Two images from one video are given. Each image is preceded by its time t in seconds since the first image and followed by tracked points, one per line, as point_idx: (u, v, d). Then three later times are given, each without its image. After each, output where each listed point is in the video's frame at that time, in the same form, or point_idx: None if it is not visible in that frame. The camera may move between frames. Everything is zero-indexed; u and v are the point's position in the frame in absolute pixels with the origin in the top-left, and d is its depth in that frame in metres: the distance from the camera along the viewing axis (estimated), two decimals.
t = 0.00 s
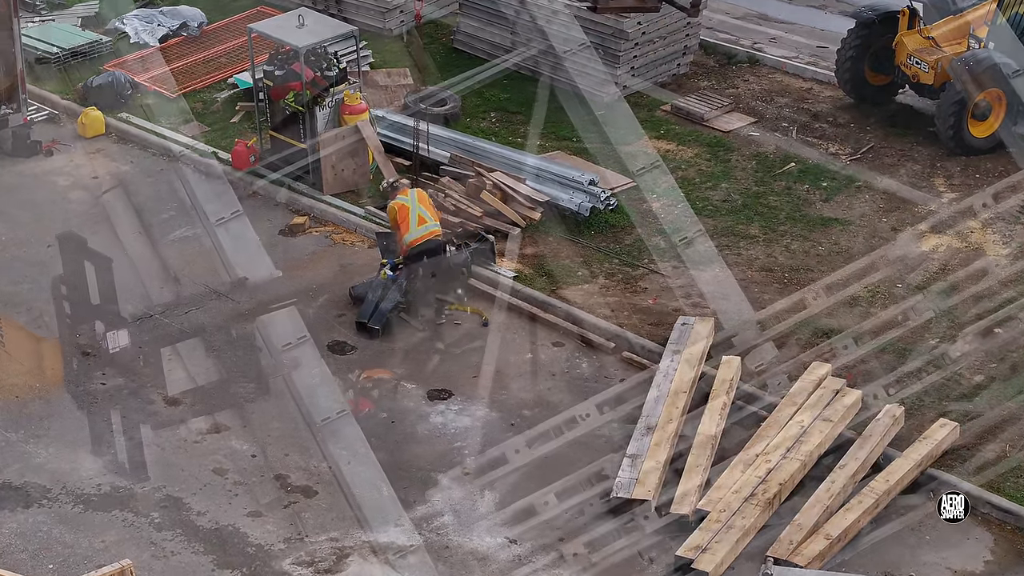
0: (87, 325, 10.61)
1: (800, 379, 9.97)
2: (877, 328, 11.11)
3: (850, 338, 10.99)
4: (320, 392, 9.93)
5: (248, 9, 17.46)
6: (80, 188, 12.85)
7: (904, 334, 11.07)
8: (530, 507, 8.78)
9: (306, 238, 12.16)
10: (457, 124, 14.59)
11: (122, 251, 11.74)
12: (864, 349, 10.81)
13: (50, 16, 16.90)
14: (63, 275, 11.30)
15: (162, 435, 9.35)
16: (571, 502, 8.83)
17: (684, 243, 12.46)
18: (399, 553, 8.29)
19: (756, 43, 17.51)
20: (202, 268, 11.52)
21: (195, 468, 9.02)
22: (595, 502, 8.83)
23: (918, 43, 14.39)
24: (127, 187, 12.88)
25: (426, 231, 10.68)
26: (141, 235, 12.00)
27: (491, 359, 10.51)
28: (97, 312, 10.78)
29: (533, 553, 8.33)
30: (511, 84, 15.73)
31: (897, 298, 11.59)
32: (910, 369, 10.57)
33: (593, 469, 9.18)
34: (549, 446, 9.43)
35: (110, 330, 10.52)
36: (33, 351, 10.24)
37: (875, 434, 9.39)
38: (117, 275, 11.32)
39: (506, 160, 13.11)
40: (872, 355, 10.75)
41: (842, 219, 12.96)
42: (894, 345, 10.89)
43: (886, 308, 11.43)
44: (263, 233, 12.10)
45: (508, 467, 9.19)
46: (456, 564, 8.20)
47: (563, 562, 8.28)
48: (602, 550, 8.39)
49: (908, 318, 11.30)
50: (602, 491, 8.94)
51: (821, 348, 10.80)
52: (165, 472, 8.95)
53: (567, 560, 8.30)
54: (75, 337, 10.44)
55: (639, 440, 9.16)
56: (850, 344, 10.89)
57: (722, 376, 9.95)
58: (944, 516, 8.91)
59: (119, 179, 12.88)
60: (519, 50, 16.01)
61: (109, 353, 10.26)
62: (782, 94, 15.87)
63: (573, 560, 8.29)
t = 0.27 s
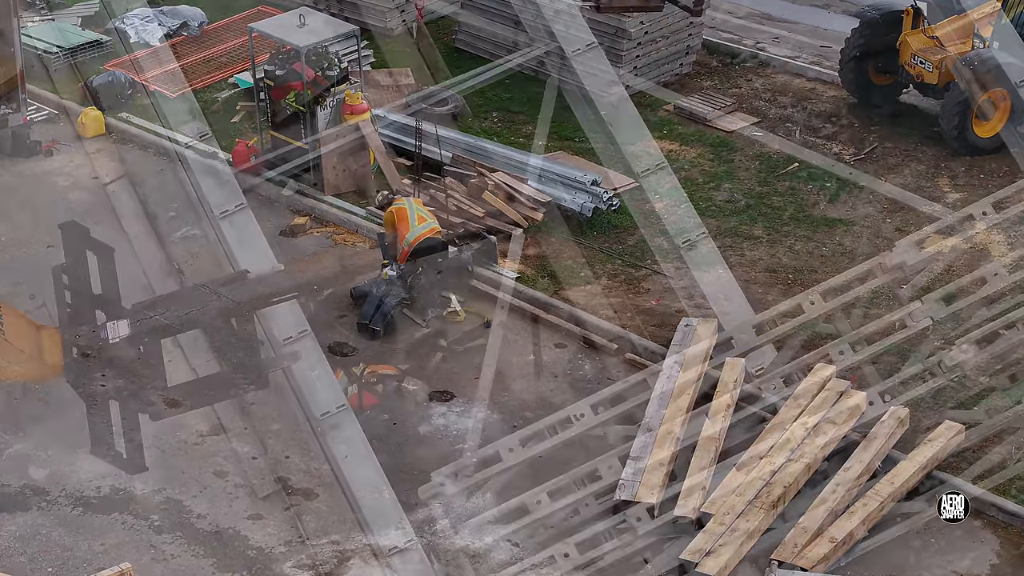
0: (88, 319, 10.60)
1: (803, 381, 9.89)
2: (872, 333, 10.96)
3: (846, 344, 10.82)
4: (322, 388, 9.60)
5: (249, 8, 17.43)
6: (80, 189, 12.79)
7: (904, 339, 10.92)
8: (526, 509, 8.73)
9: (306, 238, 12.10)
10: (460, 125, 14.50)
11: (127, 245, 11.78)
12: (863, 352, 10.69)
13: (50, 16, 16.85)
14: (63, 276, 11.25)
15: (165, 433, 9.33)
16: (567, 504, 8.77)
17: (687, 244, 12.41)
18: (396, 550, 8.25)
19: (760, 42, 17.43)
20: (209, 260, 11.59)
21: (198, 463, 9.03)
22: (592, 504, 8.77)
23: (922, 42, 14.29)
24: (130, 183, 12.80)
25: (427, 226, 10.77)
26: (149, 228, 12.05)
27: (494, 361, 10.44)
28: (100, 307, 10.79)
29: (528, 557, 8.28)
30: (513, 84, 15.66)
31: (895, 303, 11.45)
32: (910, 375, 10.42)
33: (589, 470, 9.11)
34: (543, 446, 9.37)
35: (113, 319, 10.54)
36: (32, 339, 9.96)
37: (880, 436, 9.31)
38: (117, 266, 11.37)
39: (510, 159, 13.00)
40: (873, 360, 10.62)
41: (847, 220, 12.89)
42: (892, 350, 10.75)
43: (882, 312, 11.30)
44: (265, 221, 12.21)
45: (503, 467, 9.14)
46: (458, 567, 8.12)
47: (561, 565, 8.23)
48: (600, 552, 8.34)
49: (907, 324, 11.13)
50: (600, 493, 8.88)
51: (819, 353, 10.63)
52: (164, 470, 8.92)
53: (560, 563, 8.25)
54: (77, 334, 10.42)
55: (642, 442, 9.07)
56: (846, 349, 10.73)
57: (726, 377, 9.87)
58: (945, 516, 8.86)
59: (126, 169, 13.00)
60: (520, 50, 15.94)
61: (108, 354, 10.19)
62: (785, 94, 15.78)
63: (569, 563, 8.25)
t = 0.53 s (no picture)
0: (70, 316, 8.24)
1: (808, 382, 9.71)
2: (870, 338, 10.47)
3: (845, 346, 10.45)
4: (320, 375, 8.33)
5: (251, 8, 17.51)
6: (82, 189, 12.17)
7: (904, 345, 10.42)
8: (518, 510, 8.60)
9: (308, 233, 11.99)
10: (467, 117, 14.57)
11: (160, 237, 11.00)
12: (867, 356, 10.29)
13: (51, 16, 16.83)
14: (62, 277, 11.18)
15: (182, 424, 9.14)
16: (561, 504, 8.52)
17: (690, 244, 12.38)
18: (392, 545, 7.87)
19: (763, 43, 17.34)
20: (197, 248, 10.15)
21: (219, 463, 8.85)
22: (588, 504, 8.60)
23: (927, 42, 14.31)
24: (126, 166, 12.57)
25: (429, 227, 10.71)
26: (184, 210, 11.01)
27: (495, 362, 10.41)
28: (82, 302, 8.33)
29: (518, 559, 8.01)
30: (515, 84, 15.59)
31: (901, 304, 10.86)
32: (913, 381, 10.03)
33: (583, 471, 8.87)
34: (538, 444, 9.02)
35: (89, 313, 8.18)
36: (31, 324, 8.00)
37: (885, 442, 9.20)
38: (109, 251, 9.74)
39: (515, 160, 13.00)
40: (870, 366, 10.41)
41: (851, 221, 12.80)
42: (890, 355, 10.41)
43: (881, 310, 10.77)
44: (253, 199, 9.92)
45: (496, 464, 8.78)
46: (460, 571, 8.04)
47: (553, 564, 7.97)
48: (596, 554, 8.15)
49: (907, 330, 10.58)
50: (595, 494, 8.69)
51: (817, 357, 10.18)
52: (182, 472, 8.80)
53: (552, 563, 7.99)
54: (72, 322, 8.22)
55: (645, 443, 8.98)
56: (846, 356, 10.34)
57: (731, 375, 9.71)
58: (945, 516, 8.88)
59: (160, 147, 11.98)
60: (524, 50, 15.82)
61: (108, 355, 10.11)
62: (788, 95, 15.70)
63: (560, 561, 7.97)
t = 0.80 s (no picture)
0: (73, 305, 8.00)
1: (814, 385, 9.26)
2: (871, 342, 9.47)
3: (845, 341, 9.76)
4: (323, 370, 8.30)
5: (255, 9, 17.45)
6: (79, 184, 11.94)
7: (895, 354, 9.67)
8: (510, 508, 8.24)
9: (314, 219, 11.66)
10: (477, 114, 14.55)
11: (165, 228, 10.71)
12: (869, 365, 9.35)
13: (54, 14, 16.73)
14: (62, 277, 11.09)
15: (192, 423, 9.16)
16: (557, 501, 7.99)
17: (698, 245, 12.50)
18: (391, 541, 7.71)
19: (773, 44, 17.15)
20: (203, 240, 10.19)
21: (237, 459, 8.86)
22: (586, 504, 8.36)
23: (933, 42, 14.31)
24: (124, 154, 11.69)
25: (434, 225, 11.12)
26: (194, 207, 10.65)
27: (500, 365, 10.35)
28: (86, 292, 8.14)
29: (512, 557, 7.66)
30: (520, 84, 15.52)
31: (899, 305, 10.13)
32: (906, 391, 9.49)
33: (579, 466, 8.25)
34: (535, 444, 8.04)
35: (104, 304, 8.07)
36: (32, 313, 7.97)
37: (894, 448, 8.93)
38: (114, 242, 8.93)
39: (523, 160, 12.99)
40: (868, 371, 9.72)
41: (859, 221, 12.75)
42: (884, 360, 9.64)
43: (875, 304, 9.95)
44: (258, 188, 9.10)
45: (489, 464, 7.95)
46: None
47: (548, 563, 7.64)
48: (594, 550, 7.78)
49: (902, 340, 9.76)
50: (594, 487, 8.09)
51: (817, 357, 9.56)
52: (207, 456, 8.92)
53: (546, 562, 7.65)
54: (76, 311, 8.01)
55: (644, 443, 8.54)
56: (844, 363, 9.54)
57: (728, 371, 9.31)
58: (946, 516, 8.97)
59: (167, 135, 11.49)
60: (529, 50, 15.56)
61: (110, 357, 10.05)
62: (797, 97, 15.60)
63: (555, 560, 7.62)
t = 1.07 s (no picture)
0: (75, 296, 7.87)
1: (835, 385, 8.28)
2: (876, 345, 8.23)
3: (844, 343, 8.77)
4: (324, 365, 8.22)
5: None
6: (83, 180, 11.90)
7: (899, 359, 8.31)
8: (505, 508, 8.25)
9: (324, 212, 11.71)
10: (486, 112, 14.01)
11: (171, 219, 10.77)
12: (869, 369, 8.19)
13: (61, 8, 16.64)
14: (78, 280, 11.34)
15: (199, 413, 10.03)
16: (553, 501, 7.43)
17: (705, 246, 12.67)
18: (391, 538, 7.74)
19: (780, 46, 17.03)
20: (210, 233, 10.34)
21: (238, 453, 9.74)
22: (584, 504, 8.48)
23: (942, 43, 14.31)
24: (132, 146, 11.41)
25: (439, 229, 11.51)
26: (200, 200, 10.69)
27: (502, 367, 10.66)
28: (90, 283, 8.02)
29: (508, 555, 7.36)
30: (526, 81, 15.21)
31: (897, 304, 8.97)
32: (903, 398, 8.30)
33: (574, 465, 7.76)
34: (532, 443, 7.65)
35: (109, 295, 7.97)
36: (38, 302, 7.98)
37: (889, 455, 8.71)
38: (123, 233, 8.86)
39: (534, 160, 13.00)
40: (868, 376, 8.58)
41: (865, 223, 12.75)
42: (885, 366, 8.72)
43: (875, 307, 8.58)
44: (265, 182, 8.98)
45: (486, 463, 7.64)
46: None
47: (543, 562, 7.33)
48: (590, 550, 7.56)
49: (903, 343, 8.42)
50: (591, 488, 7.53)
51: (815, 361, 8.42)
52: (212, 448, 9.82)
53: (542, 562, 7.35)
54: (79, 301, 7.89)
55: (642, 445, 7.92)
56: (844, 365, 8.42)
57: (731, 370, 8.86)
58: (946, 516, 9.20)
59: (177, 125, 11.30)
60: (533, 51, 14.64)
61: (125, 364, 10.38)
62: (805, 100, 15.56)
63: (550, 560, 7.32)
